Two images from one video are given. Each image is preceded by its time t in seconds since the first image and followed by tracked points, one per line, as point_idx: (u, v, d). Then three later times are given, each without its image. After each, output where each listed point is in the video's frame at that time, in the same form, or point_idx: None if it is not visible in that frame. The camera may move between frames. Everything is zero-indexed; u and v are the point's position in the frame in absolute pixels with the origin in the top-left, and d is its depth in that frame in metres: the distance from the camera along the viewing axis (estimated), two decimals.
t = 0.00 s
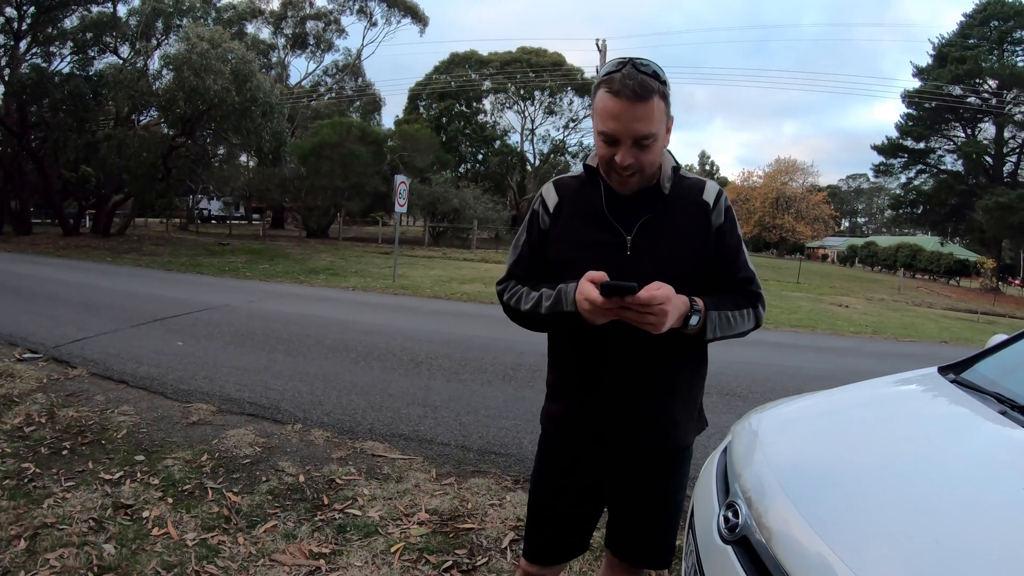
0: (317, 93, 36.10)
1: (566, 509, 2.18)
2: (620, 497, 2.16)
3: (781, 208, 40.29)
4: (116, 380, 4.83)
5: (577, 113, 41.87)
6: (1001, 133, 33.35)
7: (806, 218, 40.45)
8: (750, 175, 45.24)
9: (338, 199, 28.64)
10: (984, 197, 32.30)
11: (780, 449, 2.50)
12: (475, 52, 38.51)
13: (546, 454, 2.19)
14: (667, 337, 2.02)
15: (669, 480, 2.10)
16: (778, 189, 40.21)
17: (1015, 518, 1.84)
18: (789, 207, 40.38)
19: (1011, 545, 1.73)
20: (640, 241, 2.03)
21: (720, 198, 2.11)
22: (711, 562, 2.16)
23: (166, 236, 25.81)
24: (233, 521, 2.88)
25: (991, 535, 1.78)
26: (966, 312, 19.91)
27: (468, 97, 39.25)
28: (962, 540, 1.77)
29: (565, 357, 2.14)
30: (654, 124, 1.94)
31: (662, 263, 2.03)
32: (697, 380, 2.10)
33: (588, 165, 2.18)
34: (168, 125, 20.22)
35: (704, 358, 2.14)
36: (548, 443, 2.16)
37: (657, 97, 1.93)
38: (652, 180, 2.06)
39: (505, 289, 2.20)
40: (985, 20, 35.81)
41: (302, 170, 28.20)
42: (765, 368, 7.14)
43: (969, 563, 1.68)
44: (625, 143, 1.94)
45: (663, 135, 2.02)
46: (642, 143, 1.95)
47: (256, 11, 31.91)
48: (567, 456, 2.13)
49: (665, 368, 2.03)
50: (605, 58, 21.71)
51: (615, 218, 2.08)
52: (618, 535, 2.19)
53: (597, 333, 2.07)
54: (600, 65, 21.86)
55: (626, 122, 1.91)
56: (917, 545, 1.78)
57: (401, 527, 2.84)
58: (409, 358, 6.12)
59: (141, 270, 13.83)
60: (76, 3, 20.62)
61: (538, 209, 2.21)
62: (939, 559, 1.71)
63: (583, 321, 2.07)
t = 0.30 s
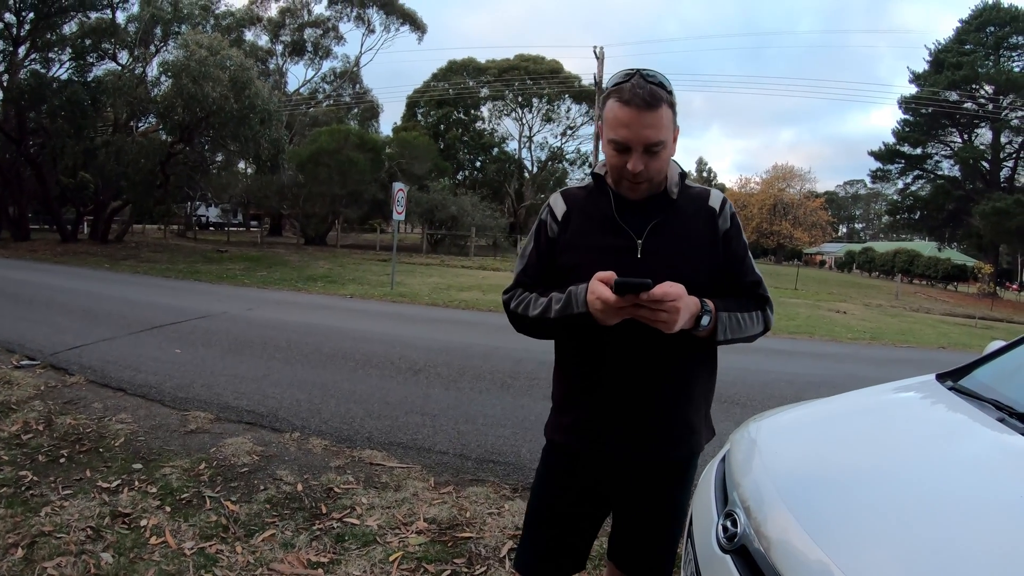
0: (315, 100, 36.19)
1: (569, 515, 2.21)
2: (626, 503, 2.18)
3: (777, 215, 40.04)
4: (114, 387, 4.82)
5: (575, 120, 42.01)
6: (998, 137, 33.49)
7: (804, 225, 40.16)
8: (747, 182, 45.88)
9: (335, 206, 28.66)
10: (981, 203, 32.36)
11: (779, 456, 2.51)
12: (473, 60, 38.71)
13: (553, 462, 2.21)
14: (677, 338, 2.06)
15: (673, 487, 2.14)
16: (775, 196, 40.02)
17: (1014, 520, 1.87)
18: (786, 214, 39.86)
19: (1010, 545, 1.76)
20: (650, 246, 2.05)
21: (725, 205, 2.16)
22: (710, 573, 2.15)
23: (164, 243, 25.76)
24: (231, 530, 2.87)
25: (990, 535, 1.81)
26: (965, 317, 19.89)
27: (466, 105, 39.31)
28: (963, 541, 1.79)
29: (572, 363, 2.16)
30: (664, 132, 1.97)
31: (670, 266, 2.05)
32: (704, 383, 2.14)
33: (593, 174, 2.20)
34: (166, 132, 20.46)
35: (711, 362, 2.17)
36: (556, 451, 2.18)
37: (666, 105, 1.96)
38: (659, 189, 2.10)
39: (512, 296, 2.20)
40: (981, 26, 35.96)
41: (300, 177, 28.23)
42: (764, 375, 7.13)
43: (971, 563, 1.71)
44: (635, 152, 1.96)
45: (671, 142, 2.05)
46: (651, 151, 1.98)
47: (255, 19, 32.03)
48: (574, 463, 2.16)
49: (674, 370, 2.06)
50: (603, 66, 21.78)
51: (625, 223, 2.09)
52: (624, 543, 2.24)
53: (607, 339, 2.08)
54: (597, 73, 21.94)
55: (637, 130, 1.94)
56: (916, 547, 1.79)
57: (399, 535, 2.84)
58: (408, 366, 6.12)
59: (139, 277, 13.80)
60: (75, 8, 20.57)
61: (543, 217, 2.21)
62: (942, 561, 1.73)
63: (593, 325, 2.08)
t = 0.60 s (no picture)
0: (310, 108, 36.29)
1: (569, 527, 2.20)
2: (626, 510, 2.19)
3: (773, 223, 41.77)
4: (108, 396, 4.80)
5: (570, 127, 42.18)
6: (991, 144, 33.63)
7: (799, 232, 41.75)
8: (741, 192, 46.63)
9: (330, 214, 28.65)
10: (976, 209, 32.45)
11: (772, 465, 2.52)
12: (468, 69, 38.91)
13: (553, 475, 2.20)
14: (682, 350, 2.08)
15: (669, 493, 2.17)
16: (770, 205, 41.75)
17: (1006, 520, 1.90)
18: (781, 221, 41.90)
19: (1004, 544, 1.79)
20: (654, 259, 2.07)
21: (722, 221, 2.22)
22: None
23: (159, 251, 25.72)
24: (225, 539, 2.86)
25: (983, 533, 1.84)
26: (960, 324, 19.90)
27: (461, 113, 39.38)
28: (958, 540, 1.82)
29: (573, 376, 2.15)
30: (672, 137, 2.02)
31: (673, 278, 2.08)
32: (705, 393, 2.17)
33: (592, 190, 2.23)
34: (162, 139, 20.61)
35: (711, 373, 2.21)
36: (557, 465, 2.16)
37: (672, 114, 2.03)
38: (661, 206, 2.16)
39: (515, 312, 2.19)
40: (974, 33, 36.12)
41: (296, 186, 28.27)
42: (759, 383, 7.13)
43: (965, 561, 1.73)
44: (644, 155, 2.00)
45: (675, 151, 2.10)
46: (660, 155, 2.02)
47: (250, 27, 32.17)
48: (575, 475, 2.15)
49: (678, 381, 2.08)
50: (597, 74, 21.88)
51: (628, 236, 2.11)
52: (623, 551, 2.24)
53: (613, 354, 2.07)
54: (591, 81, 22.03)
55: (646, 133, 1.98)
56: (911, 548, 1.82)
57: (393, 545, 2.83)
58: (402, 375, 6.10)
59: (133, 286, 13.76)
60: (70, 16, 20.54)
61: (545, 233, 2.20)
62: (938, 560, 1.75)
63: (598, 340, 2.07)
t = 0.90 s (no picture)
0: (299, 114, 36.33)
1: (556, 539, 2.18)
2: (616, 518, 2.18)
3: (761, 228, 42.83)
4: (95, 403, 4.78)
5: (559, 133, 42.41)
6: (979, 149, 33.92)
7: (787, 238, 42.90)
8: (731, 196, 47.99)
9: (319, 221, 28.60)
10: (963, 214, 32.72)
11: (759, 471, 2.52)
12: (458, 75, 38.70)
13: (538, 486, 2.19)
14: (668, 365, 2.08)
15: (656, 501, 2.17)
16: (759, 210, 42.75)
17: (993, 524, 1.91)
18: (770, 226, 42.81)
19: (990, 550, 1.80)
20: (641, 271, 2.07)
21: (711, 232, 2.23)
22: None
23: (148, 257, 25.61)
24: (212, 547, 2.85)
25: (967, 537, 1.86)
26: (948, 328, 20.02)
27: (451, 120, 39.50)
28: (945, 545, 1.83)
29: (559, 388, 2.15)
30: (656, 121, 2.15)
31: (661, 291, 2.08)
32: (693, 405, 2.17)
33: (578, 204, 2.26)
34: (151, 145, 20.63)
35: (698, 385, 2.21)
36: (542, 476, 2.15)
37: (654, 106, 2.18)
38: (646, 214, 2.20)
39: (501, 324, 2.20)
40: (962, 39, 36.37)
41: (285, 192, 28.25)
42: (748, 388, 7.16)
43: (949, 565, 1.75)
44: (631, 131, 2.09)
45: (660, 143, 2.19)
46: (644, 135, 2.11)
47: (240, 32, 32.23)
48: (562, 486, 2.14)
49: (666, 395, 2.09)
50: (586, 80, 22.04)
51: (616, 247, 2.12)
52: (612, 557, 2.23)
53: (599, 367, 2.07)
54: (581, 87, 22.04)
55: (630, 111, 2.11)
56: (896, 553, 1.83)
57: (380, 553, 2.82)
58: (391, 382, 6.09)
59: (121, 292, 13.69)
60: (61, 20, 20.65)
61: (533, 242, 2.21)
62: (924, 565, 1.76)
63: (584, 354, 2.07)
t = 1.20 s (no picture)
0: (287, 119, 36.33)
1: (545, 542, 2.18)
2: (604, 521, 2.18)
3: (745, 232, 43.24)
4: (81, 411, 4.74)
5: (546, 139, 42.65)
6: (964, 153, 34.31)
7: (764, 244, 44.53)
8: (718, 201, 50.08)
9: (306, 227, 28.53)
10: (948, 218, 33.06)
11: (747, 475, 2.53)
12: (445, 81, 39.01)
13: (524, 490, 2.19)
14: (653, 371, 2.08)
15: (643, 507, 2.17)
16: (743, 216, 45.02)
17: (975, 526, 1.93)
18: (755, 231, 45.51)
19: (974, 552, 1.81)
20: (625, 275, 2.08)
21: (700, 235, 2.22)
22: None
23: (135, 263, 25.46)
24: (199, 555, 2.84)
25: (950, 539, 1.87)
26: (933, 331, 20.20)
27: (438, 126, 39.38)
28: (927, 548, 1.85)
29: (546, 392, 2.16)
30: (644, 131, 2.15)
31: (645, 296, 2.08)
32: (679, 409, 2.18)
33: (567, 211, 2.26)
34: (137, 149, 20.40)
35: (685, 389, 2.21)
36: (529, 479, 2.16)
37: (644, 118, 2.18)
38: (634, 220, 2.20)
39: (488, 327, 2.21)
40: (946, 44, 36.71)
41: (272, 198, 28.21)
42: (736, 393, 7.18)
43: (933, 569, 1.76)
44: (618, 142, 2.10)
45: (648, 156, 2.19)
46: (631, 145, 2.12)
47: (227, 37, 32.30)
48: (549, 489, 2.14)
49: (653, 402, 2.09)
50: (573, 87, 22.25)
51: (601, 251, 2.12)
52: (599, 560, 2.23)
53: (582, 372, 2.08)
54: (568, 93, 22.15)
55: (618, 122, 2.12)
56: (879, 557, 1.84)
57: (369, 560, 2.81)
58: (378, 389, 6.06)
59: (106, 298, 13.60)
60: (47, 23, 20.41)
61: (519, 246, 2.23)
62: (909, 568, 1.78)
63: (567, 358, 2.09)
